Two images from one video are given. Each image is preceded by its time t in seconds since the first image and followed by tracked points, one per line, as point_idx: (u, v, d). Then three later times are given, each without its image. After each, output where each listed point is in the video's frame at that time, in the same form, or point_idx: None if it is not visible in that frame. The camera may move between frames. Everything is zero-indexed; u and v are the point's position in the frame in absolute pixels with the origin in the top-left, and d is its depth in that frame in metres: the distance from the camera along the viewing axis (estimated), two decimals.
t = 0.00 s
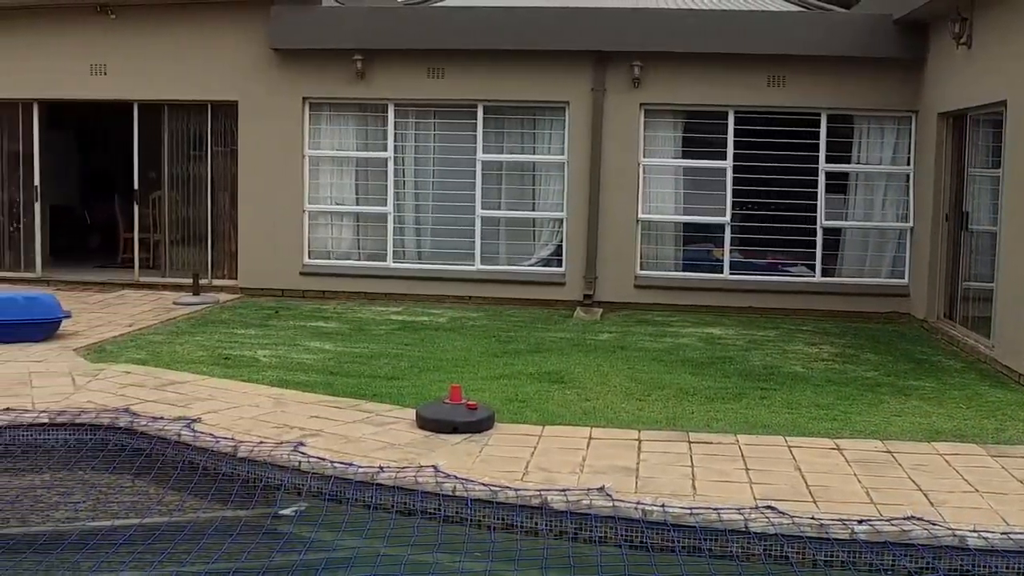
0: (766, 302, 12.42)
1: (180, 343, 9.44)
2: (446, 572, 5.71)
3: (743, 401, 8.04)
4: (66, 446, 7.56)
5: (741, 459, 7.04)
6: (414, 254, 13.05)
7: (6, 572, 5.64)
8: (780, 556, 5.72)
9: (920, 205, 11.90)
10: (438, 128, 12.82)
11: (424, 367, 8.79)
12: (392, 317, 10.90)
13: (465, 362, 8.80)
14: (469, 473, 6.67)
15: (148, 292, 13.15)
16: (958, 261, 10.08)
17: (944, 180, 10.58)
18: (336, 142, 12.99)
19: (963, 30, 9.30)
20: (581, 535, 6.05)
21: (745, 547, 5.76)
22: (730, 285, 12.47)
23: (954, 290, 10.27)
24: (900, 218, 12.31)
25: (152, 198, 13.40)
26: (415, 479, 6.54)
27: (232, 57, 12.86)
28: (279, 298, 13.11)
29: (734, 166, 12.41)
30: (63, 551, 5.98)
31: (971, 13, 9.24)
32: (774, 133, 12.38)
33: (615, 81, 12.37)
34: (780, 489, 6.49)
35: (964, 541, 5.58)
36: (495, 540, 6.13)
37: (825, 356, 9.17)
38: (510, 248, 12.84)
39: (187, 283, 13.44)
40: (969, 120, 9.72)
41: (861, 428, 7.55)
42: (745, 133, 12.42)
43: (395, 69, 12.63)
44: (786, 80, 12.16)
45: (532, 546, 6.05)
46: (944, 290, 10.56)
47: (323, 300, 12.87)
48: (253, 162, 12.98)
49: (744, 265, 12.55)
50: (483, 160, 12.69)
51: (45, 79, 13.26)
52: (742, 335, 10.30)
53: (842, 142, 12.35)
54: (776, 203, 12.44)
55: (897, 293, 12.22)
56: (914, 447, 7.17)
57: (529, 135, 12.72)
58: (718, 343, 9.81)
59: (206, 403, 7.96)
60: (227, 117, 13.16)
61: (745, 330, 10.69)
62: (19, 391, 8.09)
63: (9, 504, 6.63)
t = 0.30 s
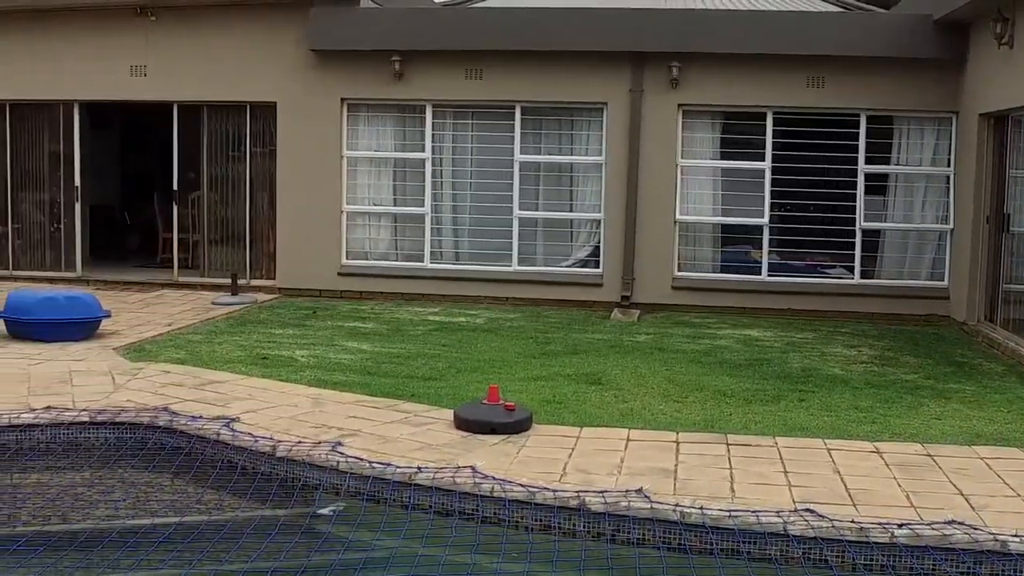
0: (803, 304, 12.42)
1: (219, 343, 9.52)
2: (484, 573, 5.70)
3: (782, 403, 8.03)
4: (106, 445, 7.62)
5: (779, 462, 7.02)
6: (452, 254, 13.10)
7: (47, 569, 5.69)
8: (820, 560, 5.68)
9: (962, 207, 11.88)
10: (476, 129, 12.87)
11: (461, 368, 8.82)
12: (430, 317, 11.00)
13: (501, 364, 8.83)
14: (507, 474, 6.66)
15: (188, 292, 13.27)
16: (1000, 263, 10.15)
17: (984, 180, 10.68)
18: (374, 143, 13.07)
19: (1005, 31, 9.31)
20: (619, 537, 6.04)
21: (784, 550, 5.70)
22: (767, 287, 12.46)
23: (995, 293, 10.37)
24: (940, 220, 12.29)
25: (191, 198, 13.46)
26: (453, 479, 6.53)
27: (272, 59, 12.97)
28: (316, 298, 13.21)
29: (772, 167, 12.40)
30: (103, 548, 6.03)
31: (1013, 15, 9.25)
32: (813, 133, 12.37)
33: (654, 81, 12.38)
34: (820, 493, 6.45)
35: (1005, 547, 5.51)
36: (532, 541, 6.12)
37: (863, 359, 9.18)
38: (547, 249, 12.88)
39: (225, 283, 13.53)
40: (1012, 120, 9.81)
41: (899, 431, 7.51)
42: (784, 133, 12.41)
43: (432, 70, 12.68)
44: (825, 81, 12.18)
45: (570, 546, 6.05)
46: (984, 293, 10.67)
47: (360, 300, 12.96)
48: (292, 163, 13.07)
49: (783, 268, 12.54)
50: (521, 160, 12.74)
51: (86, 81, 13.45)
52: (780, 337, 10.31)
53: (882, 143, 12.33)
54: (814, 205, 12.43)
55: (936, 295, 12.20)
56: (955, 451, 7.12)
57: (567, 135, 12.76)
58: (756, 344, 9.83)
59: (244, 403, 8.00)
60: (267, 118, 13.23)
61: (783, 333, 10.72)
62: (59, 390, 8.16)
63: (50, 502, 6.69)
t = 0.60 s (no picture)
0: (840, 306, 12.44)
1: (257, 343, 9.64)
2: (523, 573, 5.64)
3: (817, 407, 8.02)
4: (146, 444, 7.64)
5: (819, 465, 6.95)
6: (488, 255, 13.24)
7: (86, 568, 5.66)
8: (859, 564, 5.58)
9: (1002, 209, 11.96)
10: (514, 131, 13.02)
11: (498, 369, 8.88)
12: (467, 318, 11.24)
13: (536, 367, 8.88)
14: (545, 475, 6.57)
15: (227, 292, 13.45)
16: None
17: None
18: (411, 145, 13.24)
19: None
20: (657, 540, 5.94)
21: (822, 554, 5.59)
22: (803, 289, 12.50)
23: None
24: (980, 223, 12.35)
25: (229, 198, 13.69)
26: (490, 480, 6.41)
27: (312, 60, 13.19)
28: (353, 298, 13.36)
29: (810, 169, 12.48)
30: (143, 546, 6.00)
31: None
32: (850, 134, 12.44)
33: (692, 81, 12.48)
34: (860, 496, 6.36)
35: None
36: (570, 543, 6.01)
37: (902, 362, 9.24)
38: (583, 250, 13.00)
39: (263, 283, 13.70)
40: None
41: (937, 435, 7.47)
42: (823, 135, 12.48)
43: (472, 70, 12.85)
44: (863, 83, 12.23)
45: (607, 548, 5.95)
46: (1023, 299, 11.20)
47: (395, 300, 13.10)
48: (330, 164, 13.24)
49: (820, 270, 12.59)
50: (558, 163, 12.90)
51: (129, 83, 13.73)
52: (818, 339, 10.43)
53: (922, 145, 12.40)
54: (852, 206, 12.48)
55: (974, 298, 12.21)
56: (994, 455, 7.06)
57: (604, 136, 12.89)
58: (793, 347, 9.92)
59: (282, 403, 8.02)
60: (303, 120, 13.42)
61: (821, 334, 10.84)
62: (99, 389, 8.21)
63: (89, 501, 6.68)
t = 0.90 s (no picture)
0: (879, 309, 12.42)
1: (295, 343, 9.75)
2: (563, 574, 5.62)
3: (857, 409, 8.02)
4: (186, 443, 7.66)
5: (860, 468, 6.91)
6: (527, 256, 13.25)
7: (129, 566, 5.69)
8: (899, 568, 5.49)
9: None
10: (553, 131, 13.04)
11: (538, 370, 8.93)
12: (506, 318, 11.33)
13: (576, 367, 8.96)
14: (585, 477, 6.53)
15: (266, 292, 13.52)
16: None
17: None
18: (449, 145, 13.24)
19: None
20: (697, 542, 5.87)
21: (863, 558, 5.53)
22: (843, 292, 12.47)
23: None
24: (1021, 225, 12.36)
25: (269, 199, 13.74)
26: (530, 480, 6.38)
27: (351, 61, 13.22)
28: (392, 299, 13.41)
29: (850, 170, 12.45)
30: (183, 544, 6.03)
31: None
32: (890, 136, 12.41)
33: (731, 82, 12.47)
34: (899, 499, 6.31)
35: None
36: (609, 545, 5.98)
37: (943, 365, 9.23)
38: (621, 251, 13.01)
39: (302, 283, 13.78)
40: None
41: (979, 438, 7.42)
42: (863, 136, 12.45)
43: (509, 70, 12.86)
44: (902, 83, 12.18)
45: (648, 550, 5.90)
46: None
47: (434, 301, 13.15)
48: (368, 164, 13.28)
49: (860, 272, 12.56)
50: (596, 163, 12.91)
51: (165, 83, 13.83)
52: (858, 342, 10.46)
53: (962, 146, 12.36)
54: (892, 208, 12.44)
55: (1014, 300, 12.23)
56: None
57: (642, 137, 12.89)
58: (833, 349, 9.93)
59: (321, 402, 8.04)
60: (342, 120, 13.47)
61: (861, 337, 10.81)
62: (140, 388, 8.27)
63: (131, 498, 6.72)
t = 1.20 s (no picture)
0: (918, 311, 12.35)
1: (332, 343, 9.90)
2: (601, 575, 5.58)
3: (898, 412, 8.00)
4: (224, 442, 7.69)
5: (900, 471, 6.85)
6: (564, 258, 13.25)
7: (168, 565, 5.73)
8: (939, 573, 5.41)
9: None
10: (590, 133, 13.04)
11: (576, 372, 8.97)
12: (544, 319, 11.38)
13: (614, 368, 9.01)
14: (622, 479, 6.49)
15: (303, 292, 13.57)
16: None
17: None
18: (486, 146, 13.26)
19: None
20: (734, 544, 5.81)
21: (903, 563, 5.46)
22: (882, 293, 12.41)
23: None
24: None
25: (307, 199, 13.80)
26: (567, 482, 6.35)
27: (390, 63, 13.29)
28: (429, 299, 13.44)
29: (890, 171, 12.39)
30: (222, 543, 6.05)
31: None
32: (931, 137, 12.35)
33: (770, 84, 12.42)
34: (938, 503, 6.24)
35: None
36: (646, 547, 5.93)
37: (983, 369, 9.19)
38: (659, 252, 12.99)
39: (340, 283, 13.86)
40: None
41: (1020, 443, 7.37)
42: (903, 137, 12.39)
43: (548, 69, 12.87)
44: (942, 84, 12.10)
45: (686, 552, 5.84)
46: None
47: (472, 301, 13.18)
48: (405, 164, 13.33)
49: (899, 274, 12.49)
50: (634, 164, 12.90)
51: (199, 83, 13.93)
52: (897, 345, 10.46)
53: (1003, 147, 12.29)
54: (932, 210, 12.38)
55: None
56: None
57: (680, 138, 12.86)
58: (871, 352, 9.92)
59: (359, 402, 8.07)
60: (381, 121, 13.54)
61: (901, 339, 10.76)
62: (179, 387, 8.32)
63: (169, 497, 6.75)
